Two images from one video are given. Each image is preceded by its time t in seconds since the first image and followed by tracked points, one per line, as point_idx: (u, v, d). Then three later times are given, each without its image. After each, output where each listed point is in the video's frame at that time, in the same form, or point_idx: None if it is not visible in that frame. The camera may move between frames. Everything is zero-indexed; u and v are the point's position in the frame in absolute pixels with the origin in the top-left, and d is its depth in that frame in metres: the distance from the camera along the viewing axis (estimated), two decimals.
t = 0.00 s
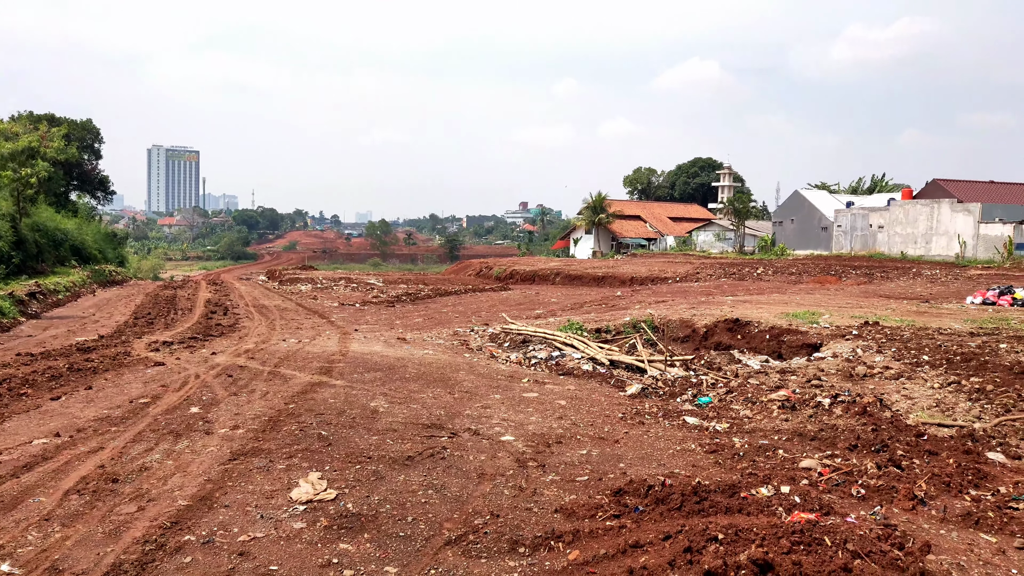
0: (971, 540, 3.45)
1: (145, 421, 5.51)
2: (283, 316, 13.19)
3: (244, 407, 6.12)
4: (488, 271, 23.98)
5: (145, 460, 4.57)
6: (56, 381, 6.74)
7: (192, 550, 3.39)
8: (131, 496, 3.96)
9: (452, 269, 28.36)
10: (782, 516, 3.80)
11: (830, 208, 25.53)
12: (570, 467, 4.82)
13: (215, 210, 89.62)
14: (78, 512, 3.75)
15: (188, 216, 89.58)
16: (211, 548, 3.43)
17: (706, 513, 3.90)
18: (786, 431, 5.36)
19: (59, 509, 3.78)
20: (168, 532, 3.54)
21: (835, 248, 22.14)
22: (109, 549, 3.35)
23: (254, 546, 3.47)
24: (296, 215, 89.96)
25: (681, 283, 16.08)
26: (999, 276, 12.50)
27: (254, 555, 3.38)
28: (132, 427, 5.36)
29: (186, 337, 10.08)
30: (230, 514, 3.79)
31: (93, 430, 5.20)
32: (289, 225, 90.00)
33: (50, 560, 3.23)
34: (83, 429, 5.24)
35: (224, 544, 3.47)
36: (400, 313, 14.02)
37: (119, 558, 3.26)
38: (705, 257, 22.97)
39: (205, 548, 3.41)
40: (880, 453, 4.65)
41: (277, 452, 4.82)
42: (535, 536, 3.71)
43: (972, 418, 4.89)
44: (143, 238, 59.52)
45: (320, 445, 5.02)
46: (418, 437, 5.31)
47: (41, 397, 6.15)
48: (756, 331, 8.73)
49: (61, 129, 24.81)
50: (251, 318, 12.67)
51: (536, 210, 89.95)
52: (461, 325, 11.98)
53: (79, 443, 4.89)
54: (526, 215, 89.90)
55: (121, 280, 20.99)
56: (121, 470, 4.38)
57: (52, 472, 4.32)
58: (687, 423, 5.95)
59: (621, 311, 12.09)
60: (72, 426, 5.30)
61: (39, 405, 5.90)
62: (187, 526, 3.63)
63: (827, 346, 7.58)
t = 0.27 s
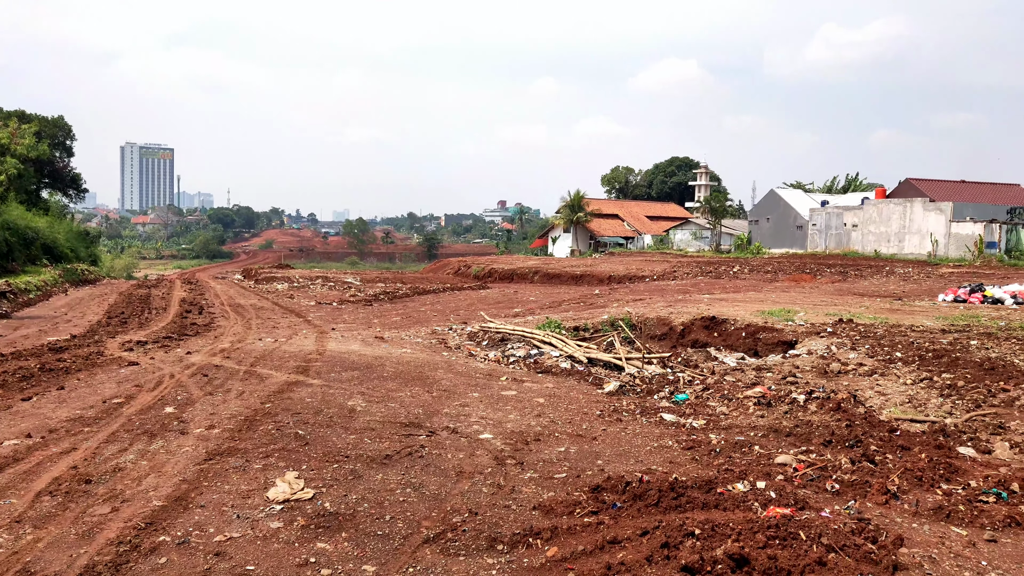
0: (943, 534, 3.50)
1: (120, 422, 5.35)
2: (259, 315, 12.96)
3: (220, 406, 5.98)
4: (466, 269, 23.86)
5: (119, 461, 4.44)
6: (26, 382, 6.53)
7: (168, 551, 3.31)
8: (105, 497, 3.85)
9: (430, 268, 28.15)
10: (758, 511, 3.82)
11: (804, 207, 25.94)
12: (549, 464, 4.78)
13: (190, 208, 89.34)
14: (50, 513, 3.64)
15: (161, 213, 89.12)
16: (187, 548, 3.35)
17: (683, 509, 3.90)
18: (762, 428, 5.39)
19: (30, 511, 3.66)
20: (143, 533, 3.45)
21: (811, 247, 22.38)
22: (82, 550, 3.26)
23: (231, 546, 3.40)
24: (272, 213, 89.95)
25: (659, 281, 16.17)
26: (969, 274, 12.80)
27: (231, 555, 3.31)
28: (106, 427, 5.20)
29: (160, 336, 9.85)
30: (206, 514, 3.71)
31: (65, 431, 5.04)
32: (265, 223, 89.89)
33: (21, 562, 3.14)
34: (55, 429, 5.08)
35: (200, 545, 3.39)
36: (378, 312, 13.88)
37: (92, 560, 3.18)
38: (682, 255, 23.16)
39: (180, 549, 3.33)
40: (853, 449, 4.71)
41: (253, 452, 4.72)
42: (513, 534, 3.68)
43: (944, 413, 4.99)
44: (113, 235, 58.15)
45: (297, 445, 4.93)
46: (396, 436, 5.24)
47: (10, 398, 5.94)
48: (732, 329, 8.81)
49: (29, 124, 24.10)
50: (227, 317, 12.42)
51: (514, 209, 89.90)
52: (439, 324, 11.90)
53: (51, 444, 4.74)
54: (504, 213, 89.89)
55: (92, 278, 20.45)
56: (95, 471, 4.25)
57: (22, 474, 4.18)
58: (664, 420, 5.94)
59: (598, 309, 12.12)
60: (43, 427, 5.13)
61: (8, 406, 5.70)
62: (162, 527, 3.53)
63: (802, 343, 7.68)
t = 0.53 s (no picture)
0: (918, 528, 3.54)
1: (96, 422, 5.22)
2: (238, 314, 12.75)
3: (198, 406, 5.86)
4: (447, 269, 23.73)
5: (96, 462, 4.34)
6: None
7: (145, 552, 3.25)
8: (81, 498, 3.76)
9: (411, 267, 27.94)
10: (736, 507, 3.83)
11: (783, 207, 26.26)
12: (529, 462, 4.76)
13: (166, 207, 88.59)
14: (25, 515, 3.55)
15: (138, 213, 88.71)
16: (165, 548, 3.29)
17: (662, 505, 3.89)
18: (741, 425, 5.41)
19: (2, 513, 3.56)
20: (121, 534, 3.38)
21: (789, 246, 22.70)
22: (57, 552, 3.18)
23: (209, 547, 3.34)
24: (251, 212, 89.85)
25: (639, 280, 16.27)
26: (945, 273, 13.05)
27: (210, 555, 3.25)
28: (82, 428, 5.07)
29: (137, 336, 9.64)
30: (184, 515, 3.64)
31: (40, 432, 4.91)
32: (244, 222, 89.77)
33: None
34: (29, 431, 4.94)
35: (178, 546, 3.32)
36: (358, 311, 13.75)
37: (68, 561, 3.11)
38: (662, 254, 23.29)
39: (158, 550, 3.27)
40: (830, 445, 4.75)
41: (232, 451, 4.63)
42: (494, 531, 3.66)
43: (919, 410, 5.07)
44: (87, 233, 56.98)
45: (276, 445, 4.85)
46: (376, 435, 5.18)
47: None
48: (712, 327, 8.86)
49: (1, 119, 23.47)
50: (206, 317, 12.20)
51: (496, 208, 89.93)
52: (420, 323, 11.83)
53: (25, 446, 4.60)
54: (485, 212, 89.98)
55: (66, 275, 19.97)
56: (71, 472, 4.15)
57: None
58: (644, 417, 5.93)
59: (578, 308, 12.15)
60: (16, 429, 4.98)
61: None
62: (139, 528, 3.46)
63: (781, 341, 7.76)
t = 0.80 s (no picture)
0: (886, 521, 3.60)
1: (63, 425, 5.06)
2: (210, 316, 12.47)
3: (169, 408, 5.72)
4: (422, 270, 23.52)
5: (64, 465, 4.20)
6: None
7: (115, 555, 3.18)
8: (49, 501, 3.66)
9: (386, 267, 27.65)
10: (709, 502, 3.85)
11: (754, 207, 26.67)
12: (505, 460, 4.72)
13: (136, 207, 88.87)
14: None
15: (105, 212, 87.90)
16: (135, 551, 3.22)
17: (636, 502, 3.89)
18: (714, 421, 5.45)
19: None
20: (90, 537, 3.31)
21: (761, 246, 23.08)
22: (24, 556, 3.12)
23: (181, 549, 3.28)
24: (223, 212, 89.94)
25: (614, 279, 16.36)
26: (912, 272, 13.38)
27: (181, 558, 3.19)
28: (49, 430, 4.91)
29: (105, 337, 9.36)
30: (154, 517, 3.56)
31: (4, 435, 4.73)
32: (216, 222, 89.70)
33: None
34: None
35: (148, 548, 3.26)
36: (332, 312, 13.56)
37: (35, 566, 3.04)
38: (637, 254, 23.48)
39: (128, 553, 3.20)
40: (802, 441, 4.81)
41: (204, 453, 4.52)
42: (469, 530, 3.63)
43: (888, 406, 5.18)
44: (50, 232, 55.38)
45: (248, 446, 4.75)
46: (351, 436, 5.10)
47: None
48: (685, 326, 8.94)
49: None
50: (177, 318, 11.91)
51: (473, 207, 89.55)
52: (395, 323, 11.70)
53: None
54: (461, 211, 89.99)
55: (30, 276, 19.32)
56: (38, 475, 4.02)
57: None
58: (618, 415, 5.93)
59: (554, 308, 12.16)
60: None
61: None
62: (108, 531, 3.38)
63: (753, 339, 7.86)
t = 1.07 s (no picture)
0: (862, 515, 3.66)
1: (36, 425, 4.92)
2: (187, 315, 12.21)
3: (145, 407, 5.59)
4: (402, 269, 23.29)
5: (37, 465, 4.08)
6: None
7: (90, 554, 3.11)
8: (21, 502, 3.56)
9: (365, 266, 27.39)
10: (687, 497, 3.87)
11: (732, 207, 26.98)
12: (484, 458, 4.70)
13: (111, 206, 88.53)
14: None
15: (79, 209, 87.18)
16: (111, 551, 3.15)
17: (615, 497, 3.89)
18: (692, 418, 5.48)
19: None
20: (65, 537, 3.23)
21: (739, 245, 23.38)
22: None
23: (156, 548, 3.22)
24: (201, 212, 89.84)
25: (594, 278, 16.42)
26: (888, 271, 13.65)
27: (157, 556, 3.13)
28: (22, 430, 4.77)
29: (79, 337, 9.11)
30: (130, 517, 3.48)
31: None
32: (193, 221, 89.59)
33: None
34: None
35: (124, 548, 3.19)
36: (310, 311, 13.39)
37: (8, 566, 2.96)
38: (616, 253, 23.60)
39: (104, 552, 3.13)
40: (778, 437, 4.86)
41: (180, 452, 4.43)
42: (449, 526, 3.61)
43: (864, 402, 5.27)
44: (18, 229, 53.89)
45: (226, 445, 4.67)
46: (329, 435, 5.03)
47: None
48: (664, 324, 8.99)
49: None
50: (153, 317, 11.66)
51: (450, 208, 89.86)
52: (374, 322, 11.59)
53: None
54: (440, 211, 90.08)
55: None
56: (9, 476, 3.91)
57: None
58: (597, 412, 5.92)
59: (533, 307, 12.17)
60: None
61: None
62: (83, 531, 3.30)
63: (730, 337, 7.94)
